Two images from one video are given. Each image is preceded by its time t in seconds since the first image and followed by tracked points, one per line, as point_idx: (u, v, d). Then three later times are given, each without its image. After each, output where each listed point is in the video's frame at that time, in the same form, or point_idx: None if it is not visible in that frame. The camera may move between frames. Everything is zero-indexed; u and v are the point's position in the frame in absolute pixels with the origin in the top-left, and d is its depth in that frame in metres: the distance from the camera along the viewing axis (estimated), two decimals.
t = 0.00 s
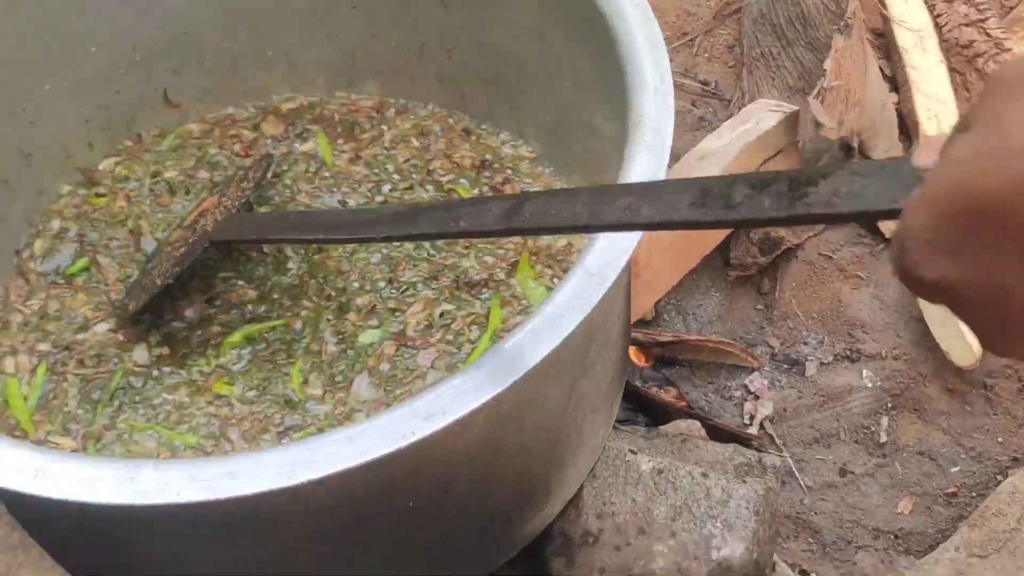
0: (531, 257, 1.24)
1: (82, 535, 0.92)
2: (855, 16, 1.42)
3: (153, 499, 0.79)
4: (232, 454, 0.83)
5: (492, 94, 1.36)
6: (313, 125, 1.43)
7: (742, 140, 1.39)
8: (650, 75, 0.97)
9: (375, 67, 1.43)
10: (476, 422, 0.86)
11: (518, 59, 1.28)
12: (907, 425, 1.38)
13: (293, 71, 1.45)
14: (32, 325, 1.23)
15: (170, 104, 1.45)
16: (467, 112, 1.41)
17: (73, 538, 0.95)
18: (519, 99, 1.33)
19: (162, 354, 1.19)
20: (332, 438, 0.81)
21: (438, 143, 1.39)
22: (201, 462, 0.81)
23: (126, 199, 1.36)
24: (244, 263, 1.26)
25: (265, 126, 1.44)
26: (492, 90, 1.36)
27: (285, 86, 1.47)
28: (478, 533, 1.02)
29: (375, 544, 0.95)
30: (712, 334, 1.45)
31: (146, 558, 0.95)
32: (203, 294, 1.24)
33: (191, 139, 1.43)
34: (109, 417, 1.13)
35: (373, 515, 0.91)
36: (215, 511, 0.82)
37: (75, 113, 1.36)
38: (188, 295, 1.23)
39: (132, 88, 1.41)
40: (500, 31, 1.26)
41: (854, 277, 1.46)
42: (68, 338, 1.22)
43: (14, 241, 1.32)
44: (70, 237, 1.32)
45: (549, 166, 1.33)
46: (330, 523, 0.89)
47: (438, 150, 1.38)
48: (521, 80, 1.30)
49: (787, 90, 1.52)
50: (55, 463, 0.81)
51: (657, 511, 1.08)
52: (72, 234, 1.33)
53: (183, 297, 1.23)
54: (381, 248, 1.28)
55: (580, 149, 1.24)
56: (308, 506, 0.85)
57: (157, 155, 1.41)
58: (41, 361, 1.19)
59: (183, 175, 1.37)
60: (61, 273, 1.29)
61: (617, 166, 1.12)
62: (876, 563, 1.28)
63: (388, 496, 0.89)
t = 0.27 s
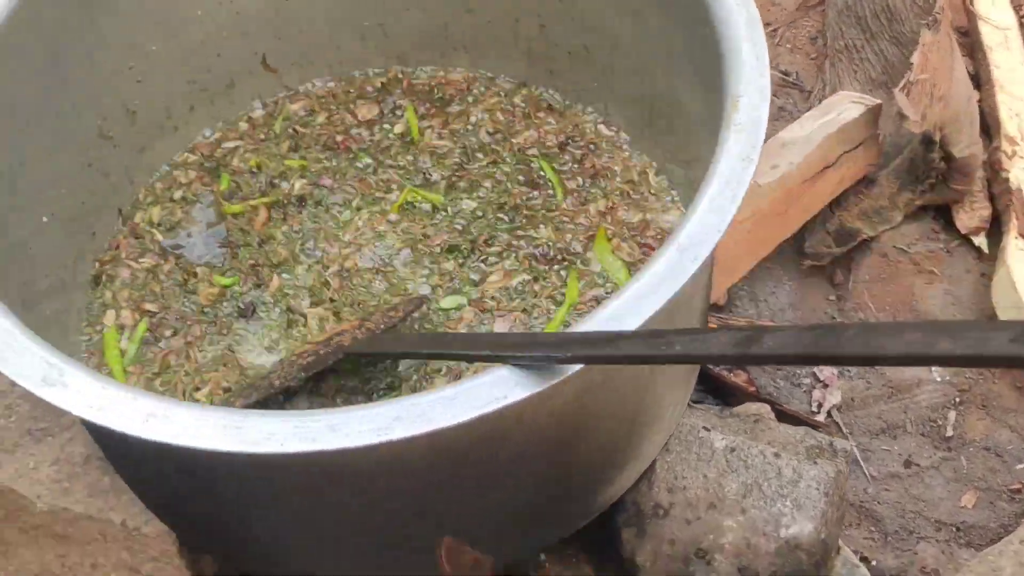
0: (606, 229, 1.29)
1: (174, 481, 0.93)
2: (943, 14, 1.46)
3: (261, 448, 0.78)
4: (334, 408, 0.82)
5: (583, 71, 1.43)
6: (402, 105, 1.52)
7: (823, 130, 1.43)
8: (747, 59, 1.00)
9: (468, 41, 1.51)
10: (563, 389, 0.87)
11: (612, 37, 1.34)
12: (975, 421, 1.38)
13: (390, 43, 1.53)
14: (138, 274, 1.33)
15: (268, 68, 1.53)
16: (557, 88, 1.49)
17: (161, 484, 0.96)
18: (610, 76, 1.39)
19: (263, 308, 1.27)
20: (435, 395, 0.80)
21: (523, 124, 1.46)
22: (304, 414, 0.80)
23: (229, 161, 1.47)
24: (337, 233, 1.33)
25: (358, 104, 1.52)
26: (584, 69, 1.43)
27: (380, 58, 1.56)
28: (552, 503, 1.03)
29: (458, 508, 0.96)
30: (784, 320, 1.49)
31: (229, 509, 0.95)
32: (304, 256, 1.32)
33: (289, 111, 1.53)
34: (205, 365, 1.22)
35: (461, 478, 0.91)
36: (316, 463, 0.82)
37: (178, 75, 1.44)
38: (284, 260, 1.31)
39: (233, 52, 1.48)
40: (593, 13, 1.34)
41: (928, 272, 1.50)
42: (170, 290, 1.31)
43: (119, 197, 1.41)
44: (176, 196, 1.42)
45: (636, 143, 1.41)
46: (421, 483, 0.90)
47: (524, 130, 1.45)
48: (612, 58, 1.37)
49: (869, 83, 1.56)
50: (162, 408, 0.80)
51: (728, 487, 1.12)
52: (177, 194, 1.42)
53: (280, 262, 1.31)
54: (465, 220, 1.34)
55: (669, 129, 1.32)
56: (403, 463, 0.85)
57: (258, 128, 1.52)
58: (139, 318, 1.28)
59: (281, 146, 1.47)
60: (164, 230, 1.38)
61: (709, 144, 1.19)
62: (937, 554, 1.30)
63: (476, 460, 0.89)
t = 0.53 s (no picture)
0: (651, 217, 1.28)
1: (206, 448, 0.94)
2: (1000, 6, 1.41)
3: (288, 413, 0.79)
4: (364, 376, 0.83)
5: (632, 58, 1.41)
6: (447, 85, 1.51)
7: (873, 126, 1.42)
8: (800, 43, 0.98)
9: (518, 25, 1.50)
10: (599, 369, 0.86)
11: (661, 22, 1.33)
12: (1016, 422, 1.38)
13: (440, 25, 1.54)
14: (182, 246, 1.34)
15: (316, 46, 1.52)
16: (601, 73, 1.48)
17: (194, 450, 0.96)
18: (659, 62, 1.38)
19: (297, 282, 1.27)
20: (463, 369, 0.81)
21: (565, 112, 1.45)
22: (333, 381, 0.81)
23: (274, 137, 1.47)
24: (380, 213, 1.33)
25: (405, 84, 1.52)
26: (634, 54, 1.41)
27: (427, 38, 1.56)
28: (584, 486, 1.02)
29: (488, 489, 0.95)
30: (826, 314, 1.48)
31: (259, 479, 0.95)
32: (342, 233, 1.31)
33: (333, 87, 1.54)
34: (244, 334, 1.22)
35: (489, 458, 0.91)
36: (341, 430, 0.83)
37: (225, 49, 1.45)
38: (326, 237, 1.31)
39: (282, 28, 1.48)
40: None
41: (974, 271, 1.47)
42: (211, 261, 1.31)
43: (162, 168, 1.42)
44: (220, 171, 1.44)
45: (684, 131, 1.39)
46: (449, 460, 0.90)
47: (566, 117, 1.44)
48: (662, 44, 1.35)
49: (921, 79, 1.57)
50: (193, 369, 0.82)
51: (761, 479, 1.10)
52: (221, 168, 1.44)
53: (319, 239, 1.31)
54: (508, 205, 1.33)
55: (715, 115, 1.30)
56: (430, 437, 0.86)
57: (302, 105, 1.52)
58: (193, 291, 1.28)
59: (324, 125, 1.48)
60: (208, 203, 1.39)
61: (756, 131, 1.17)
62: (972, 554, 1.29)
63: (509, 438, 0.89)
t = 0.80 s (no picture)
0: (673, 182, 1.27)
1: (213, 414, 0.93)
2: None
3: (295, 379, 0.78)
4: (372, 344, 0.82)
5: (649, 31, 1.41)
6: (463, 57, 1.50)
7: (893, 106, 1.41)
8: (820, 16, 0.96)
9: None
10: (610, 341, 0.85)
11: None
12: None
13: None
14: (195, 214, 1.34)
15: (333, 16, 1.53)
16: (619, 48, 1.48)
17: (202, 417, 0.96)
18: (677, 36, 1.37)
19: (308, 252, 1.26)
20: (473, 338, 0.80)
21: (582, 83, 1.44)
22: (341, 348, 0.80)
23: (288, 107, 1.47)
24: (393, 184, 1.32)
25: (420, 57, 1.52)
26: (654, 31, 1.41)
27: (444, 10, 1.56)
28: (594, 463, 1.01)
29: (497, 462, 0.94)
30: (843, 298, 1.49)
31: (267, 447, 0.95)
32: (355, 205, 1.31)
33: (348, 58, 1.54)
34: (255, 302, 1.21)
35: (499, 430, 0.90)
36: (350, 396, 0.82)
37: (240, 18, 1.45)
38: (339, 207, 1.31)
39: None
40: None
41: (995, 257, 1.45)
42: (224, 230, 1.31)
43: (176, 136, 1.42)
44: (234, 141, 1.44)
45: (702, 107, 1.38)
46: (458, 431, 0.89)
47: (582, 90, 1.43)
48: (680, 18, 1.35)
49: (944, 61, 1.54)
50: (200, 333, 0.81)
51: (773, 459, 1.09)
52: (235, 138, 1.44)
53: (332, 209, 1.30)
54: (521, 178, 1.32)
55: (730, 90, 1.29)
56: (439, 407, 0.85)
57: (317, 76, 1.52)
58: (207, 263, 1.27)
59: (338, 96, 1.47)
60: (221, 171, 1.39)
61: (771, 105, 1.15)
62: (986, 542, 1.27)
63: (518, 410, 0.88)
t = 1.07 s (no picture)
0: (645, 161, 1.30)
1: (220, 395, 0.93)
2: None
3: (301, 359, 0.78)
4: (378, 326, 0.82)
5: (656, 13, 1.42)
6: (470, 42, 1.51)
7: (902, 94, 1.40)
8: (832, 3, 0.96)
9: None
10: (615, 326, 0.85)
11: None
12: None
13: None
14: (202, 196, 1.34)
15: None
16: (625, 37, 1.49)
17: (208, 398, 0.96)
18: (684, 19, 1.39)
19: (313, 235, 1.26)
20: (479, 321, 0.80)
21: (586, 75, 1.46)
22: (347, 329, 0.80)
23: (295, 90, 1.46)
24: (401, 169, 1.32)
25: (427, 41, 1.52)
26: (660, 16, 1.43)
27: None
28: (598, 448, 1.01)
29: (503, 445, 0.95)
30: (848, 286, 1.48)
31: (273, 429, 0.95)
32: (360, 189, 1.30)
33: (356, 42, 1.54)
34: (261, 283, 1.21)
35: (504, 413, 0.90)
36: (355, 378, 0.82)
37: None
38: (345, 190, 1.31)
39: None
40: None
41: (1001, 247, 1.46)
42: (229, 212, 1.31)
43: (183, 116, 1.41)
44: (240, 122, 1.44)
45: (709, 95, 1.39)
46: (463, 414, 0.89)
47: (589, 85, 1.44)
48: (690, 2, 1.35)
49: (954, 49, 1.53)
50: (207, 313, 0.81)
51: (777, 447, 1.09)
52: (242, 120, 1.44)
53: (337, 192, 1.30)
54: (528, 163, 1.32)
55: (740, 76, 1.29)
56: (445, 389, 0.85)
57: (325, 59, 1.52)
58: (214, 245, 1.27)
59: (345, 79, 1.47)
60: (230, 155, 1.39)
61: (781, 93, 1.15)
62: (989, 532, 1.27)
63: (522, 393, 0.88)
